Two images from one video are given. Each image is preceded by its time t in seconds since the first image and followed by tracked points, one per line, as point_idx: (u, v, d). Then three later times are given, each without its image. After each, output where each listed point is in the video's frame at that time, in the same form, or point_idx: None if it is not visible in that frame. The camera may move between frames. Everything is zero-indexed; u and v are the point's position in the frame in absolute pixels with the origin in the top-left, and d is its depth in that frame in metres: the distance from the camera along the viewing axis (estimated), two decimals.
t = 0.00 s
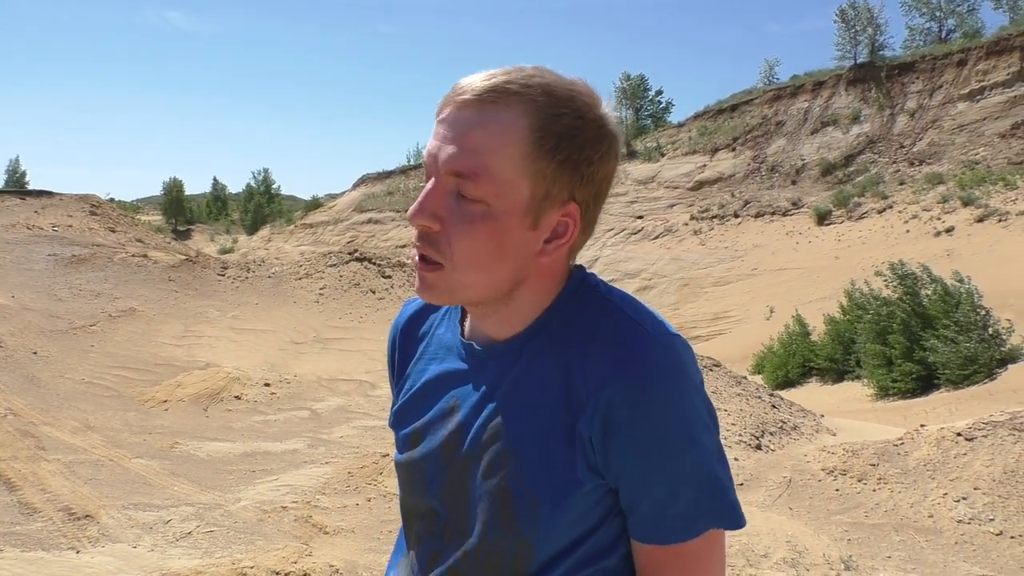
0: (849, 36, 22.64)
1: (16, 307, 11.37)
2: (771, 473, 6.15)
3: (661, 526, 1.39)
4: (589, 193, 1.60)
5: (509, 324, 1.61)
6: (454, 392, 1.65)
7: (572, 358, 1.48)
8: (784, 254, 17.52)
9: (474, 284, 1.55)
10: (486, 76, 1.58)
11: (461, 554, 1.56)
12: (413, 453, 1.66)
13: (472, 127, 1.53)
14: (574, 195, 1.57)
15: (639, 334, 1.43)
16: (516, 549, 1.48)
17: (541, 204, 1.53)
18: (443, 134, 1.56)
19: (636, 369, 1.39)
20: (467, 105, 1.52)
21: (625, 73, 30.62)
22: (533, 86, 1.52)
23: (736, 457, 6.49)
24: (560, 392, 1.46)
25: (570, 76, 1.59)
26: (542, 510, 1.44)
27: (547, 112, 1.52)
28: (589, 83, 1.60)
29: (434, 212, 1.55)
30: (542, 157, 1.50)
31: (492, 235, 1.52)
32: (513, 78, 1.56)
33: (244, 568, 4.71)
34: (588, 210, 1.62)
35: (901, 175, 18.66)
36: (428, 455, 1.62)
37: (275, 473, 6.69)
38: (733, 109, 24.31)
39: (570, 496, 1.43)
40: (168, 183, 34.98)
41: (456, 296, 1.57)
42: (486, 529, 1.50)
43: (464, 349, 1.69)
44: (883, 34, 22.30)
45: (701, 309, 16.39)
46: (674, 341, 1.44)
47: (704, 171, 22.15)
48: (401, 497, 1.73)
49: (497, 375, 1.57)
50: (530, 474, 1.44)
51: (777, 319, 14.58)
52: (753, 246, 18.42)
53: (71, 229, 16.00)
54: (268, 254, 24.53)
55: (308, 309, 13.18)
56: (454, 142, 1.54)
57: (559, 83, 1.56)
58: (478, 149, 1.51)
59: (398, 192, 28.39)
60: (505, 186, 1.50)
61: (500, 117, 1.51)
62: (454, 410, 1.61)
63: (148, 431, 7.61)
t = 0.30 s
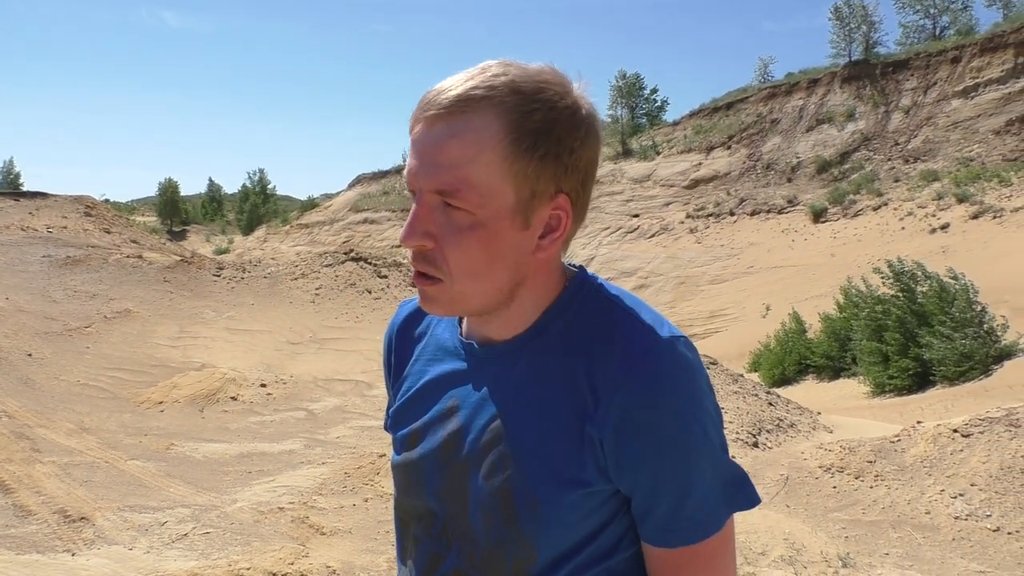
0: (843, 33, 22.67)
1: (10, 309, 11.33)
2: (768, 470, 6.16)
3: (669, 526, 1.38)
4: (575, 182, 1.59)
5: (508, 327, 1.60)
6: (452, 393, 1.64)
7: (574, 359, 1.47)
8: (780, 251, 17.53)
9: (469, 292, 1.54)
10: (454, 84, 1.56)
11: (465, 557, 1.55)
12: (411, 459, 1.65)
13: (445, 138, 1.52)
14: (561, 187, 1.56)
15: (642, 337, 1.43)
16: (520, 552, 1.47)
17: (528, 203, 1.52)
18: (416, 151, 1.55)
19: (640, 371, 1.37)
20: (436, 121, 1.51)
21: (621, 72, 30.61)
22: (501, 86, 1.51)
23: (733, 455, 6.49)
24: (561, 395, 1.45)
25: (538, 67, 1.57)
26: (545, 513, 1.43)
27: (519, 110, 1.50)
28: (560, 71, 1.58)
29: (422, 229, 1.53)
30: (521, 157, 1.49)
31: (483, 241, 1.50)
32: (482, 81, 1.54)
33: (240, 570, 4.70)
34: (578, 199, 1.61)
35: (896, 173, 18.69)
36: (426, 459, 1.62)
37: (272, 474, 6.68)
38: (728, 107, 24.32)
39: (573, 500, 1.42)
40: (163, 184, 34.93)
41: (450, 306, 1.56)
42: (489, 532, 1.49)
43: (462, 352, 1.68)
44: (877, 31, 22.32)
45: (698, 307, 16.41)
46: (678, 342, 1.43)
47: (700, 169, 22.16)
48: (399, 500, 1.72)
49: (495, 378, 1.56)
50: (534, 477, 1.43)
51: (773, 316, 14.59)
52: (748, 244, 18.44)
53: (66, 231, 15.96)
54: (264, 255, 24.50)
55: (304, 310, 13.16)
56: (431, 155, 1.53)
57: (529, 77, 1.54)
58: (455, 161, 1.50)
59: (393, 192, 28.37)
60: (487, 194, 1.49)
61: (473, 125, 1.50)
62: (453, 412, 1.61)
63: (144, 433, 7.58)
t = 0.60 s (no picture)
0: (840, 30, 22.68)
1: (8, 310, 11.32)
2: (767, 468, 6.16)
3: (666, 524, 1.38)
4: (567, 179, 1.58)
5: (506, 323, 1.60)
6: (451, 393, 1.64)
7: (570, 356, 1.47)
8: (778, 249, 17.54)
9: (464, 289, 1.53)
10: (446, 81, 1.56)
11: (465, 556, 1.55)
12: (411, 457, 1.66)
13: (435, 136, 1.52)
14: (553, 182, 1.55)
15: (638, 335, 1.42)
16: (520, 551, 1.46)
17: (518, 198, 1.51)
18: (406, 146, 1.56)
19: (636, 370, 1.37)
20: (428, 117, 1.51)
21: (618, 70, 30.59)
22: (489, 82, 1.51)
23: (731, 453, 6.49)
24: (559, 393, 1.45)
25: (527, 63, 1.56)
26: (544, 512, 1.42)
27: (507, 104, 1.50)
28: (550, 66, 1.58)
29: (416, 226, 1.53)
30: (510, 153, 1.49)
31: (477, 237, 1.50)
32: (470, 78, 1.54)
33: (239, 570, 4.69)
34: (571, 194, 1.60)
35: (893, 170, 18.70)
36: (425, 459, 1.62)
37: (270, 474, 6.67)
38: (725, 105, 24.32)
39: (572, 498, 1.41)
40: (160, 184, 34.94)
41: (446, 304, 1.56)
42: (488, 531, 1.49)
43: (461, 351, 1.68)
44: (874, 28, 22.31)
45: (696, 305, 16.42)
46: (675, 339, 1.42)
47: (697, 167, 22.17)
48: (399, 500, 1.73)
49: (493, 377, 1.56)
50: (532, 476, 1.43)
51: (771, 313, 14.61)
52: (746, 241, 18.45)
53: (63, 231, 15.95)
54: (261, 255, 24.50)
55: (302, 309, 13.16)
56: (422, 152, 1.53)
57: (517, 73, 1.54)
58: (446, 157, 1.50)
59: (391, 191, 28.38)
60: (478, 189, 1.49)
61: (461, 121, 1.50)
62: (452, 411, 1.61)
63: (141, 433, 7.58)
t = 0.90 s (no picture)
0: (838, 30, 22.71)
1: (4, 309, 11.30)
2: (764, 467, 6.16)
3: (658, 523, 1.39)
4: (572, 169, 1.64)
5: (507, 318, 1.60)
6: (449, 388, 1.64)
7: (568, 352, 1.48)
8: (775, 248, 17.56)
9: (493, 276, 1.53)
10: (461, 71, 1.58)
11: (460, 551, 1.55)
12: (408, 452, 1.66)
13: (464, 123, 1.51)
14: (565, 169, 1.61)
15: (635, 334, 1.43)
16: (516, 548, 1.46)
17: (540, 185, 1.54)
18: (435, 133, 1.54)
19: (635, 366, 1.38)
20: (455, 104, 1.51)
21: (616, 69, 30.59)
22: (511, 71, 1.53)
23: (729, 451, 6.50)
24: (556, 389, 1.45)
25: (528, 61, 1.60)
26: (541, 509, 1.42)
27: (530, 94, 1.54)
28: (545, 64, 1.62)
29: (446, 214, 1.51)
30: (536, 140, 1.53)
31: (509, 222, 1.51)
32: (488, 68, 1.55)
33: (237, 569, 4.69)
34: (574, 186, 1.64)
35: (890, 169, 18.74)
36: (422, 454, 1.62)
37: (268, 473, 6.67)
38: (723, 104, 24.34)
39: (567, 494, 1.42)
40: (158, 184, 34.94)
41: (474, 294, 1.54)
42: (484, 527, 1.49)
43: (459, 347, 1.68)
44: (872, 28, 22.33)
45: (694, 304, 16.44)
46: (670, 339, 1.43)
47: (695, 166, 22.19)
48: (395, 496, 1.73)
49: (491, 371, 1.56)
50: (528, 473, 1.43)
51: (769, 313, 14.63)
52: (744, 240, 18.46)
53: (60, 230, 15.93)
54: (258, 254, 24.49)
55: (299, 308, 13.16)
56: (450, 139, 1.52)
57: (530, 66, 1.58)
58: (479, 142, 1.50)
59: (389, 190, 28.37)
60: (512, 172, 1.50)
61: (492, 108, 1.51)
62: (448, 406, 1.61)
63: (139, 432, 7.57)
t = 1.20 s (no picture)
0: (838, 30, 22.70)
1: (4, 305, 11.31)
2: (761, 466, 6.17)
3: (641, 513, 1.39)
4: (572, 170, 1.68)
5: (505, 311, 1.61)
6: (443, 383, 1.65)
7: (556, 345, 1.49)
8: (775, 248, 17.57)
9: (510, 274, 1.56)
10: (481, 67, 1.57)
11: (451, 544, 1.56)
12: (402, 446, 1.66)
13: (495, 121, 1.51)
14: (570, 170, 1.64)
15: (622, 325, 1.44)
16: (506, 539, 1.47)
17: (553, 185, 1.58)
18: (462, 129, 1.52)
19: (621, 357, 1.39)
20: (487, 99, 1.50)
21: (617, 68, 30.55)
22: (531, 72, 1.55)
23: (727, 450, 6.50)
24: (547, 383, 1.46)
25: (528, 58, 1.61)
26: (531, 501, 1.43)
27: (548, 97, 1.57)
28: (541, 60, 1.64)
29: (471, 211, 1.52)
30: (555, 143, 1.57)
31: (529, 222, 1.54)
32: (509, 68, 1.56)
33: (234, 564, 4.71)
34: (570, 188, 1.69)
35: (890, 169, 18.74)
36: (416, 448, 1.63)
37: (265, 469, 6.69)
38: (723, 104, 24.33)
39: (557, 486, 1.43)
40: (158, 180, 34.95)
41: (490, 290, 1.56)
42: (475, 518, 1.50)
43: (453, 341, 1.69)
44: (872, 28, 22.33)
45: (693, 304, 16.45)
46: (652, 329, 1.44)
47: (695, 166, 22.18)
48: (388, 491, 1.74)
49: (485, 364, 1.57)
50: (517, 464, 1.44)
51: (768, 312, 14.64)
52: (743, 240, 18.47)
53: (60, 226, 15.94)
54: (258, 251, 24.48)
55: (298, 305, 13.17)
56: (479, 135, 1.51)
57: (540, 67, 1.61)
58: (508, 140, 1.51)
59: (389, 188, 28.36)
60: (536, 173, 1.53)
61: (522, 109, 1.52)
62: (441, 401, 1.62)
63: (137, 428, 7.58)
